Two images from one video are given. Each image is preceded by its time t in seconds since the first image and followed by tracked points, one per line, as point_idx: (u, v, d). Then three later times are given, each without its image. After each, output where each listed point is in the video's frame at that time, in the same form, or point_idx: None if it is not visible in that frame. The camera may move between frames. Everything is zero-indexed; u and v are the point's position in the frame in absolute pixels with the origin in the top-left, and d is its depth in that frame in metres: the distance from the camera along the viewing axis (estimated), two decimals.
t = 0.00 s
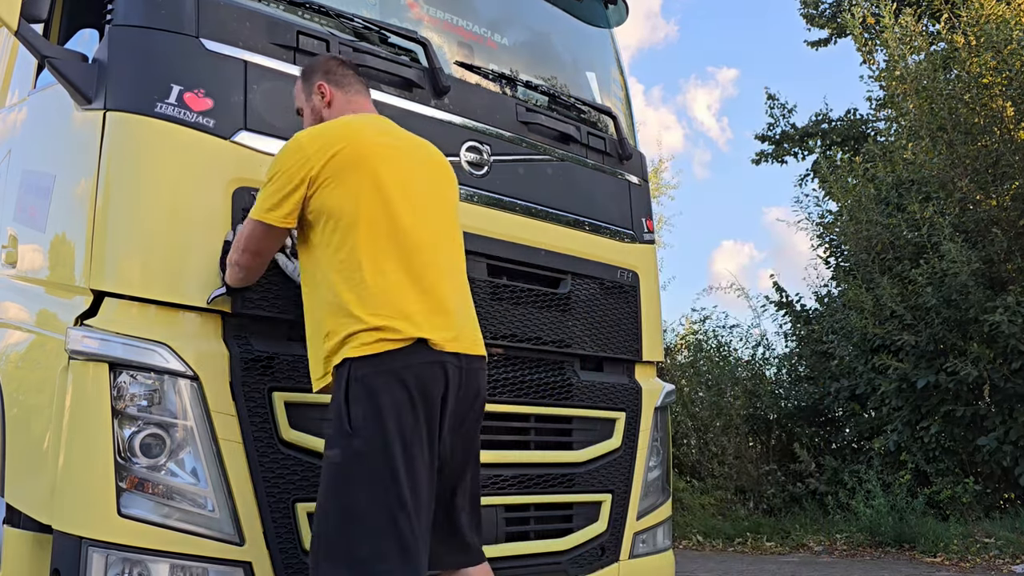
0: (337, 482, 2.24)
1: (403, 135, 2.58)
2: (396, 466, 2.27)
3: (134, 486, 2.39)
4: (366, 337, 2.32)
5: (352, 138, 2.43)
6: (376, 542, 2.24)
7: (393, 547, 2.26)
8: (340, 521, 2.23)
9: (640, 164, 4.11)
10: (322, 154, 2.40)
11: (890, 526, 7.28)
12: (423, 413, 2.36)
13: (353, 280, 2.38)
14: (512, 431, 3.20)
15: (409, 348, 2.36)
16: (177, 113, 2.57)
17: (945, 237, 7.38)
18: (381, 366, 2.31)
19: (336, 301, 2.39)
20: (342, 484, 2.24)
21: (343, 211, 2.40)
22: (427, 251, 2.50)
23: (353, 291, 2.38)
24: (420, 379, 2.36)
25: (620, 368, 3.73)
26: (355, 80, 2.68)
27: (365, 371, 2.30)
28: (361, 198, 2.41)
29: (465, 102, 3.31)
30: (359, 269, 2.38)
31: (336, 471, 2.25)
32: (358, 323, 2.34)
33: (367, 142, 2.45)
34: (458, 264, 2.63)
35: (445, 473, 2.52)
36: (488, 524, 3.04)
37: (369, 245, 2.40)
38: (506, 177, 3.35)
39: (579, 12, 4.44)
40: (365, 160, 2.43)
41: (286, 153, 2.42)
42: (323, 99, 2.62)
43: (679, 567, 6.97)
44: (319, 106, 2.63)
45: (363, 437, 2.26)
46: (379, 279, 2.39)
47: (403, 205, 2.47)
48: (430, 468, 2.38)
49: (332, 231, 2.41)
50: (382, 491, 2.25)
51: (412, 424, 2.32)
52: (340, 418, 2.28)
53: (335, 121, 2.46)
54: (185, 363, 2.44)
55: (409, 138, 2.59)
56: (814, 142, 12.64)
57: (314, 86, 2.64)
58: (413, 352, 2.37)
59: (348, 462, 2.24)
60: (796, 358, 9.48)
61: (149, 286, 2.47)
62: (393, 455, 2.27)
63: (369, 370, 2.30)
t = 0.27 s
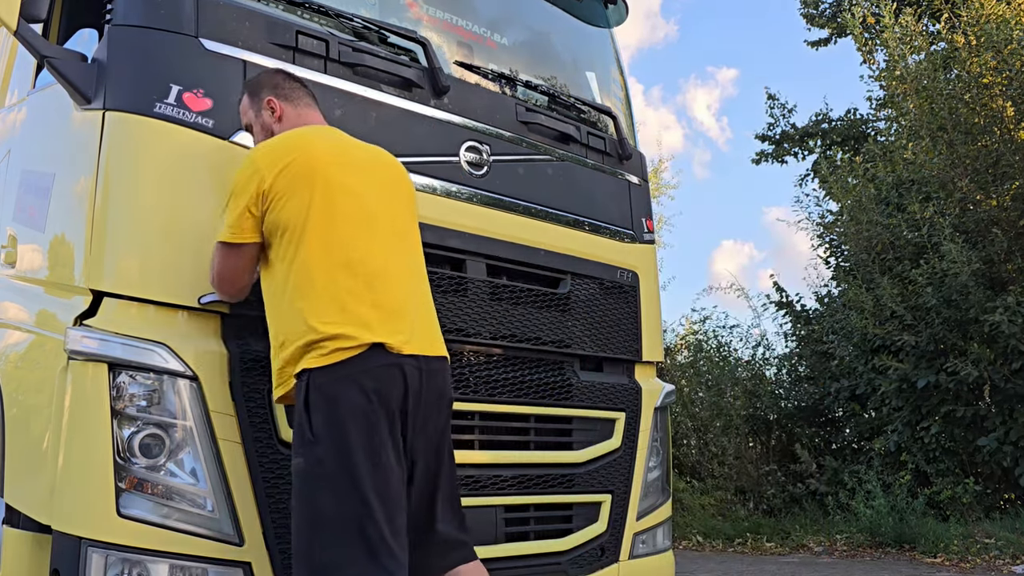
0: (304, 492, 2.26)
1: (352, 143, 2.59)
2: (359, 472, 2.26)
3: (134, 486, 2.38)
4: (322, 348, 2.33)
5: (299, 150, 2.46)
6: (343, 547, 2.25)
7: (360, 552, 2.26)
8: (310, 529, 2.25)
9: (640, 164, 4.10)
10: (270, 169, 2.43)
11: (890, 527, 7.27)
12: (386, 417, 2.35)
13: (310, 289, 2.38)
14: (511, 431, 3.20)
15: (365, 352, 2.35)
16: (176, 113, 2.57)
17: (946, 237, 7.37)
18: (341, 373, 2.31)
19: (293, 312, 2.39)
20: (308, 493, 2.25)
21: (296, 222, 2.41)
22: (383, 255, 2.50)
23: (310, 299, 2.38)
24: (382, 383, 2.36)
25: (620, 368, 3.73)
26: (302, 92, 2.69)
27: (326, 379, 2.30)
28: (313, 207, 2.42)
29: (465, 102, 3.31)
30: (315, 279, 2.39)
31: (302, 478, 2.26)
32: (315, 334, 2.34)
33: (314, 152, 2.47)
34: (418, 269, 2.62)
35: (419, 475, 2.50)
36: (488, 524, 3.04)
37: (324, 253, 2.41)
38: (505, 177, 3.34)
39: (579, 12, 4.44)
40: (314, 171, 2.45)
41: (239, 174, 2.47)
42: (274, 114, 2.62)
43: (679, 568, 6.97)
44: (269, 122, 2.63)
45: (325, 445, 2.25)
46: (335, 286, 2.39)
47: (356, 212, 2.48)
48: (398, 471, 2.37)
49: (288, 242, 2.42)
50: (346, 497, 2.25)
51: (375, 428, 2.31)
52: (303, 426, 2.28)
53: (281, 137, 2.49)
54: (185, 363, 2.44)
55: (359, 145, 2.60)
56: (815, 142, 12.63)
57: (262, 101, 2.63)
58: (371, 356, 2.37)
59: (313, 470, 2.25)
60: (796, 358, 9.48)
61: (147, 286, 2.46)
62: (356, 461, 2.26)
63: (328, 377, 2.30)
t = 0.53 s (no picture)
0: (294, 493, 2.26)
1: (362, 136, 2.53)
2: (346, 474, 2.26)
3: (134, 486, 2.38)
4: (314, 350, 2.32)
5: (308, 145, 2.41)
6: (331, 547, 2.25)
7: (349, 554, 2.25)
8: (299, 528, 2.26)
9: (640, 164, 4.10)
10: (278, 162, 2.38)
11: (890, 527, 7.27)
12: (374, 418, 2.34)
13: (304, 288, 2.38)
14: (511, 431, 3.20)
15: (355, 357, 2.34)
16: (176, 113, 2.57)
17: (946, 237, 7.37)
18: (332, 375, 2.30)
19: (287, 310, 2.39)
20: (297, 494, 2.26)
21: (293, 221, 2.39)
22: (381, 257, 2.48)
23: (303, 300, 2.38)
24: (373, 385, 2.35)
25: (620, 367, 3.72)
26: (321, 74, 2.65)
27: (315, 381, 2.29)
28: (315, 207, 2.39)
29: (465, 101, 3.31)
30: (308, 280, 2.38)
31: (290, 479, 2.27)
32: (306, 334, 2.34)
33: (321, 148, 2.42)
34: (417, 269, 2.60)
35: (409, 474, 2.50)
36: (487, 524, 3.04)
37: (321, 254, 2.39)
38: (506, 177, 3.34)
39: (579, 12, 4.44)
40: (320, 168, 2.40)
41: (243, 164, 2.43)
42: (289, 93, 2.60)
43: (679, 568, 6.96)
44: (283, 101, 2.61)
45: (313, 447, 2.25)
46: (330, 288, 2.38)
47: (358, 212, 2.45)
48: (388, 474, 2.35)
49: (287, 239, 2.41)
50: (334, 498, 2.25)
51: (363, 429, 2.30)
52: (292, 428, 2.28)
53: (293, 126, 2.43)
54: (185, 363, 2.44)
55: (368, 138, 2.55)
56: (815, 142, 12.64)
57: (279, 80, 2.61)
58: (362, 361, 2.35)
59: (303, 472, 2.25)
60: (796, 358, 9.48)
61: (147, 286, 2.46)
62: (342, 462, 2.25)
63: (319, 381, 2.29)
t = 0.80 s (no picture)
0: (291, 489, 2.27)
1: (372, 133, 2.54)
2: (344, 472, 2.26)
3: (134, 486, 2.38)
4: (318, 345, 2.32)
5: (318, 139, 2.42)
6: (326, 546, 2.25)
7: (342, 553, 2.25)
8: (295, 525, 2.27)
9: (640, 164, 4.10)
10: (288, 156, 2.40)
11: (890, 526, 7.27)
12: (376, 418, 2.34)
13: (309, 283, 2.38)
14: (511, 431, 3.20)
15: (360, 354, 2.35)
16: (176, 113, 2.57)
17: (946, 237, 7.37)
18: (336, 371, 2.31)
19: (291, 304, 2.39)
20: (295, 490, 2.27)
21: (299, 216, 2.39)
22: (387, 254, 2.48)
23: (309, 294, 2.37)
24: (375, 384, 2.35)
25: (620, 367, 3.72)
26: (325, 67, 2.62)
27: (319, 376, 2.30)
28: (323, 202, 2.40)
29: (465, 101, 3.31)
30: (312, 275, 2.38)
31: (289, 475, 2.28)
32: (309, 329, 2.34)
33: (331, 143, 2.43)
34: (424, 267, 2.60)
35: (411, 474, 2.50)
36: (488, 525, 3.04)
37: (327, 250, 2.39)
38: (506, 177, 3.34)
39: (579, 12, 4.44)
40: (330, 164, 2.41)
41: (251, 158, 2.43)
42: (293, 90, 2.64)
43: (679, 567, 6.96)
44: (291, 97, 2.66)
45: (313, 443, 2.26)
46: (335, 284, 2.37)
47: (366, 208, 2.45)
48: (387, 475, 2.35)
49: (292, 234, 2.41)
50: (331, 496, 2.26)
51: (363, 428, 2.30)
52: (293, 423, 2.29)
53: (305, 120, 2.45)
54: (185, 363, 2.44)
55: (378, 135, 2.55)
56: (815, 142, 12.64)
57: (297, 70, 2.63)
58: (366, 359, 2.36)
59: (302, 468, 2.26)
60: (796, 358, 9.48)
61: (147, 285, 2.46)
62: (341, 460, 2.26)
63: (323, 377, 2.30)
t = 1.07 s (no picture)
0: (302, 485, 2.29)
1: (395, 132, 2.54)
2: (353, 471, 2.27)
3: (134, 486, 2.38)
4: (334, 344, 2.34)
5: (340, 139, 2.42)
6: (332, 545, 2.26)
7: (347, 552, 2.26)
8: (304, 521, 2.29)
9: (640, 164, 4.10)
10: (307, 155, 2.39)
11: (890, 526, 7.27)
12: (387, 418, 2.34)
13: (327, 283, 2.39)
14: (511, 430, 3.20)
15: (373, 357, 2.35)
16: (175, 112, 2.57)
17: (946, 237, 7.38)
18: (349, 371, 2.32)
19: (308, 301, 2.40)
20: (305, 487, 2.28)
21: (316, 215, 2.40)
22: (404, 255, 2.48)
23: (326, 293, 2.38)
24: (388, 383, 2.35)
25: (620, 367, 3.72)
26: (360, 70, 2.60)
27: (333, 374, 2.31)
28: (341, 202, 2.40)
29: (464, 101, 3.31)
30: (329, 273, 2.39)
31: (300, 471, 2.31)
32: (325, 327, 2.35)
33: (351, 143, 2.43)
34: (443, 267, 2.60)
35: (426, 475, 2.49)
36: (487, 524, 3.04)
37: (344, 249, 2.39)
38: (505, 176, 3.34)
39: (579, 11, 4.44)
40: (350, 163, 2.41)
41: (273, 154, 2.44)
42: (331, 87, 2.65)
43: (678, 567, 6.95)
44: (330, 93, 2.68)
45: (323, 440, 2.28)
46: (353, 285, 2.39)
47: (385, 208, 2.45)
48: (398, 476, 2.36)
49: (310, 232, 2.42)
50: (340, 494, 2.26)
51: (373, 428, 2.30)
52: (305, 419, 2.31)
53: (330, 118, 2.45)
54: (185, 362, 2.43)
55: (402, 134, 2.55)
56: (815, 141, 12.64)
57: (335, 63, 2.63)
58: (380, 359, 2.36)
59: (312, 465, 2.28)
60: (796, 357, 9.48)
61: (148, 284, 2.46)
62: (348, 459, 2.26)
63: (337, 376, 2.31)
